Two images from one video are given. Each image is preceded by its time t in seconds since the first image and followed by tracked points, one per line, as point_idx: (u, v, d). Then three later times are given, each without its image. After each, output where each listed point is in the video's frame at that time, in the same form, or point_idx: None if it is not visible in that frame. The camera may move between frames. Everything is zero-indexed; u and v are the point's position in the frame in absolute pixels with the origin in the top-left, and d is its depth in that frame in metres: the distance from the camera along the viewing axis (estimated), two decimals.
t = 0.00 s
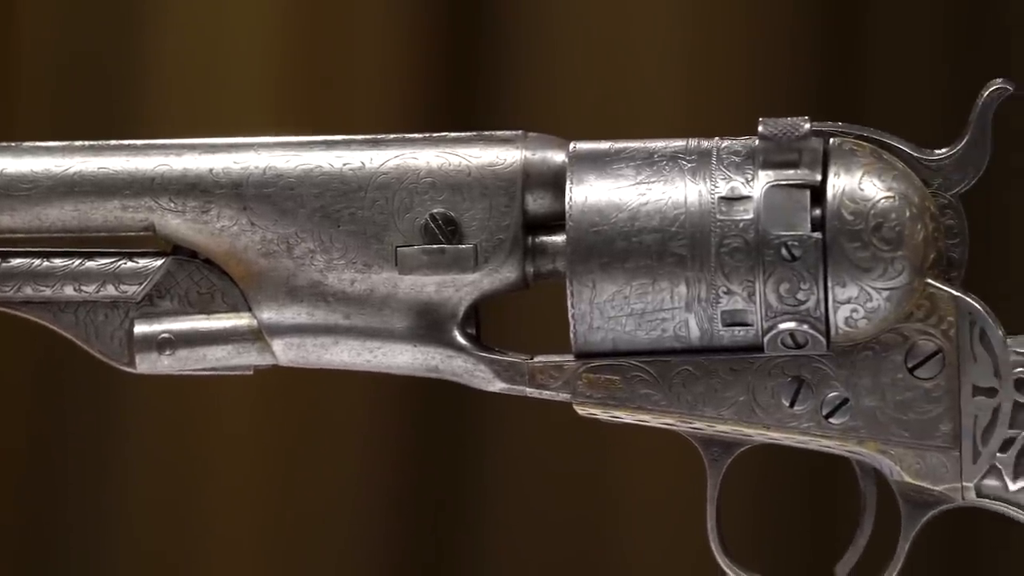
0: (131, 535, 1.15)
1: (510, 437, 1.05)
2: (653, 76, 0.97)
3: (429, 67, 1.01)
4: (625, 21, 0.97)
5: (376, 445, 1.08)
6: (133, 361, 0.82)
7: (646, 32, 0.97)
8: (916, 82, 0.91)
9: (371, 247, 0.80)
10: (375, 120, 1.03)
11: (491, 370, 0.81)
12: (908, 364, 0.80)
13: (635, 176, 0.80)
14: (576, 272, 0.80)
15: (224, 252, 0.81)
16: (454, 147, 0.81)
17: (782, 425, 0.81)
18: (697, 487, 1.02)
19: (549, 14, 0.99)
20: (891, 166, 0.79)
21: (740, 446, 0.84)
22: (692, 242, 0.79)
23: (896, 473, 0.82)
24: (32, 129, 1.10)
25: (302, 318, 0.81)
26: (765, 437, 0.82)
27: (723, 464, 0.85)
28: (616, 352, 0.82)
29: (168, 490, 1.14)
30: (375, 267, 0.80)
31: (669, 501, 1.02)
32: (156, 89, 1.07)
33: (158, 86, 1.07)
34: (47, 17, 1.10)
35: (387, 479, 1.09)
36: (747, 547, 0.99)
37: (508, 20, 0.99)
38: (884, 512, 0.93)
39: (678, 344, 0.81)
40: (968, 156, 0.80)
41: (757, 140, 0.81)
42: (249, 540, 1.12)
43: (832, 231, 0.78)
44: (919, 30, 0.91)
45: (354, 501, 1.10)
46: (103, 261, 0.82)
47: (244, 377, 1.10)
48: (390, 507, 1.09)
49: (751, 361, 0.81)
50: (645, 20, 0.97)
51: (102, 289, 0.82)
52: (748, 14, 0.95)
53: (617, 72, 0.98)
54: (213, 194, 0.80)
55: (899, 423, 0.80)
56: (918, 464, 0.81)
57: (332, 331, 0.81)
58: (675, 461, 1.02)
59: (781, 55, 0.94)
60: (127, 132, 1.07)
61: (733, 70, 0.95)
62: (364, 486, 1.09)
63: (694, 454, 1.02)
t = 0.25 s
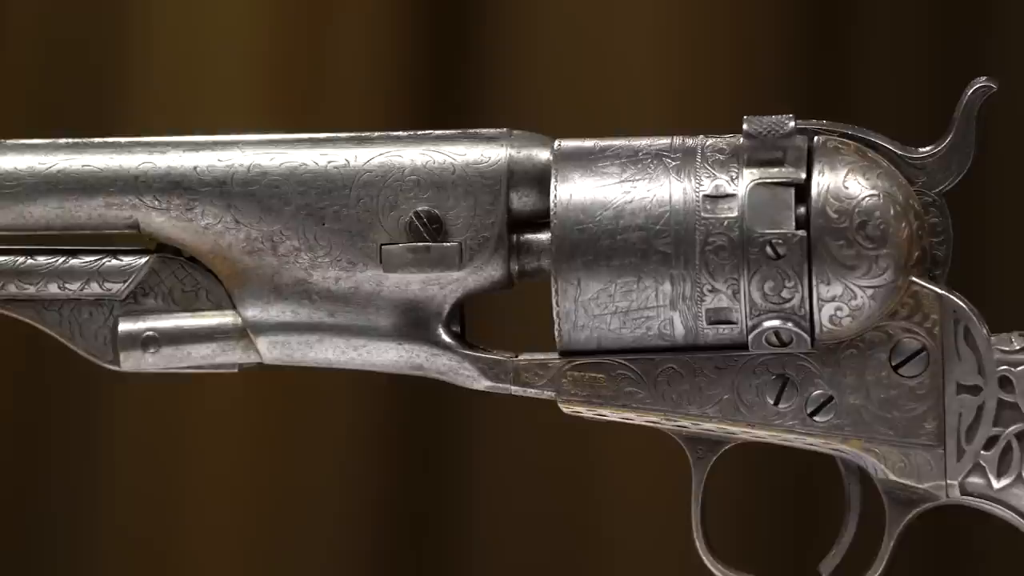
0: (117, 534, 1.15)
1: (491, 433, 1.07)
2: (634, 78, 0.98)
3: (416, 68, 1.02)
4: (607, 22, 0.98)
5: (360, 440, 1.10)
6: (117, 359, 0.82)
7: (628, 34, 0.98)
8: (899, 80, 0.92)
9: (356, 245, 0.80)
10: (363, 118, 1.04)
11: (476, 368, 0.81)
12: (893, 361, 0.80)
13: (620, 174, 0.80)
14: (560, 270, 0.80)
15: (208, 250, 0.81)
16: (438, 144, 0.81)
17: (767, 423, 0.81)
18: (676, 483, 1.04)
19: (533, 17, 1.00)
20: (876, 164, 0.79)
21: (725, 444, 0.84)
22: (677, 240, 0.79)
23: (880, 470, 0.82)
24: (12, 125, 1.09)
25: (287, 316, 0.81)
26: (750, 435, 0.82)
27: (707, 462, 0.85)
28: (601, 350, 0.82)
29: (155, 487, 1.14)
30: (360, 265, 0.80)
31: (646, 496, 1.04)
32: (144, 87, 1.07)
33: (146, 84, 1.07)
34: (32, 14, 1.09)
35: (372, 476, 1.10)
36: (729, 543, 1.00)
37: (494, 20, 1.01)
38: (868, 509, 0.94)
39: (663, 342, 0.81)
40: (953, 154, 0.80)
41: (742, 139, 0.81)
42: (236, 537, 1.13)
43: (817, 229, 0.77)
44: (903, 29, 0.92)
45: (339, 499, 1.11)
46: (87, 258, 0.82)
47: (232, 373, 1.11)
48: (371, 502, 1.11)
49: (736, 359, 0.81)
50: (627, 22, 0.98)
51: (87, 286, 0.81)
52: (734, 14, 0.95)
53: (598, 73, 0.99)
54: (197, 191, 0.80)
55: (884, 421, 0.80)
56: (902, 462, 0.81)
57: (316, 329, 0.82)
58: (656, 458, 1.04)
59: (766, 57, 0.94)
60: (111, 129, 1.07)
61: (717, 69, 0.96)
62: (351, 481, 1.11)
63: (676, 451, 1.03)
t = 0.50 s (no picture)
0: (109, 532, 1.16)
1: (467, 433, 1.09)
2: (619, 78, 0.98)
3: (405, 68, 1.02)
4: (593, 22, 0.99)
5: (344, 440, 1.11)
6: (104, 358, 0.82)
7: (614, 34, 0.98)
8: (885, 81, 0.92)
9: (343, 244, 0.80)
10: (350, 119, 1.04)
11: (464, 367, 0.81)
12: (879, 360, 0.80)
13: (608, 173, 0.80)
14: (547, 269, 0.80)
15: (196, 249, 0.81)
16: (426, 143, 0.81)
17: (754, 422, 0.81)
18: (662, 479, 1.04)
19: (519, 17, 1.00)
20: (863, 163, 0.79)
21: (712, 443, 0.84)
22: (664, 238, 0.79)
23: (868, 469, 0.82)
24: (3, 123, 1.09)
25: (274, 314, 0.81)
26: (738, 434, 0.82)
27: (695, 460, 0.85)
28: (589, 349, 0.82)
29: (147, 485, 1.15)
30: (347, 264, 0.80)
31: (632, 493, 1.05)
32: (134, 86, 1.07)
33: (135, 83, 1.07)
34: (22, 12, 1.09)
35: (357, 473, 1.11)
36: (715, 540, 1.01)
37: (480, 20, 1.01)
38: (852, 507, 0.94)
39: (650, 341, 0.81)
40: (939, 152, 0.80)
41: (729, 137, 0.81)
42: (226, 533, 1.14)
43: (804, 228, 0.78)
44: (890, 30, 0.92)
45: (326, 495, 1.12)
46: (74, 257, 0.82)
47: (217, 371, 1.12)
48: (354, 502, 1.12)
49: (723, 358, 0.81)
50: (613, 22, 0.98)
51: (74, 285, 0.81)
52: (721, 15, 0.95)
53: (584, 74, 1.00)
54: (185, 190, 0.80)
55: (871, 420, 0.80)
56: (889, 461, 0.81)
57: (304, 328, 0.82)
58: (643, 454, 1.04)
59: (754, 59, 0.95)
60: (101, 128, 1.07)
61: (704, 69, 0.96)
62: (337, 479, 1.12)
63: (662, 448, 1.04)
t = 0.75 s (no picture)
0: (98, 531, 1.16)
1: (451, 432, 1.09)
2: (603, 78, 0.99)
3: (392, 68, 1.02)
4: (578, 22, 0.99)
5: (329, 439, 1.11)
6: (90, 357, 0.82)
7: (599, 34, 0.99)
8: (871, 80, 0.92)
9: (329, 242, 0.80)
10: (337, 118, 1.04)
11: (450, 366, 0.81)
12: (865, 359, 0.80)
13: (594, 172, 0.80)
14: (533, 268, 0.80)
15: (181, 248, 0.81)
16: (412, 142, 0.81)
17: (740, 420, 0.81)
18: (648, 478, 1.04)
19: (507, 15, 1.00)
20: (849, 162, 0.79)
21: (698, 442, 0.84)
22: (650, 237, 0.79)
23: (853, 468, 0.82)
24: None
25: (260, 313, 0.81)
26: (723, 433, 0.83)
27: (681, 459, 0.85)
28: (575, 347, 0.82)
29: (134, 485, 1.15)
30: (333, 263, 0.80)
31: (619, 492, 1.05)
32: (122, 84, 1.07)
33: (124, 82, 1.07)
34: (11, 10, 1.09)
35: (342, 473, 1.11)
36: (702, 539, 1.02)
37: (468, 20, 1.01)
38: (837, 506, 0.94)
39: (636, 340, 0.81)
40: (925, 152, 0.80)
41: (715, 136, 0.81)
42: (212, 532, 1.14)
43: (790, 227, 0.78)
44: (876, 29, 0.92)
45: (312, 495, 1.13)
46: (59, 256, 0.82)
47: (202, 370, 1.11)
48: (337, 501, 1.12)
49: (709, 357, 0.81)
50: (599, 22, 0.98)
51: (59, 284, 0.81)
52: (709, 16, 0.95)
53: (568, 74, 1.00)
54: (170, 189, 0.79)
55: (857, 419, 0.80)
56: (875, 460, 0.81)
57: (289, 327, 0.82)
58: (629, 453, 1.05)
59: (741, 60, 0.95)
60: (89, 127, 1.07)
61: (692, 70, 0.96)
62: (322, 478, 1.12)
63: (646, 447, 1.05)
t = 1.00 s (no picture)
0: (85, 531, 1.16)
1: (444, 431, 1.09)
2: (586, 78, 0.99)
3: (379, 69, 1.02)
4: (563, 23, 0.99)
5: (314, 440, 1.11)
6: (75, 357, 0.82)
7: (584, 35, 0.99)
8: (855, 79, 0.93)
9: (315, 242, 0.80)
10: (323, 118, 1.04)
11: (435, 365, 0.81)
12: (851, 359, 0.80)
13: (580, 172, 0.80)
14: (519, 268, 0.80)
15: (167, 248, 0.81)
16: (397, 142, 0.81)
17: (726, 420, 0.81)
18: (634, 479, 1.04)
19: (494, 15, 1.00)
20: (835, 162, 0.79)
21: (684, 442, 0.84)
22: (636, 237, 0.79)
23: (839, 468, 0.82)
24: None
25: (246, 313, 0.81)
26: (709, 433, 0.83)
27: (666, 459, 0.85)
28: (560, 347, 0.82)
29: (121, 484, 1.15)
30: (319, 263, 0.80)
31: (605, 493, 1.05)
32: (110, 84, 1.07)
33: (111, 82, 1.07)
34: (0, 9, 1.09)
35: (328, 474, 1.11)
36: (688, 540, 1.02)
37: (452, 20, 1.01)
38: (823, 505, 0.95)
39: (622, 339, 0.81)
40: (910, 152, 0.80)
41: (701, 136, 0.81)
42: (201, 532, 1.14)
43: (775, 227, 0.78)
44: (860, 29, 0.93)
45: (298, 496, 1.12)
46: (44, 256, 0.82)
47: (188, 371, 1.11)
48: (320, 502, 1.12)
49: (694, 357, 0.81)
50: (584, 23, 0.99)
51: (44, 284, 0.81)
52: (694, 16, 0.96)
53: (551, 74, 1.00)
54: (156, 189, 0.79)
55: (843, 419, 0.80)
56: (860, 459, 0.81)
57: (275, 327, 0.82)
58: (617, 454, 1.05)
59: (727, 60, 0.95)
60: (76, 127, 1.07)
61: (681, 70, 0.96)
62: (307, 479, 1.12)
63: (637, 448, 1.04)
